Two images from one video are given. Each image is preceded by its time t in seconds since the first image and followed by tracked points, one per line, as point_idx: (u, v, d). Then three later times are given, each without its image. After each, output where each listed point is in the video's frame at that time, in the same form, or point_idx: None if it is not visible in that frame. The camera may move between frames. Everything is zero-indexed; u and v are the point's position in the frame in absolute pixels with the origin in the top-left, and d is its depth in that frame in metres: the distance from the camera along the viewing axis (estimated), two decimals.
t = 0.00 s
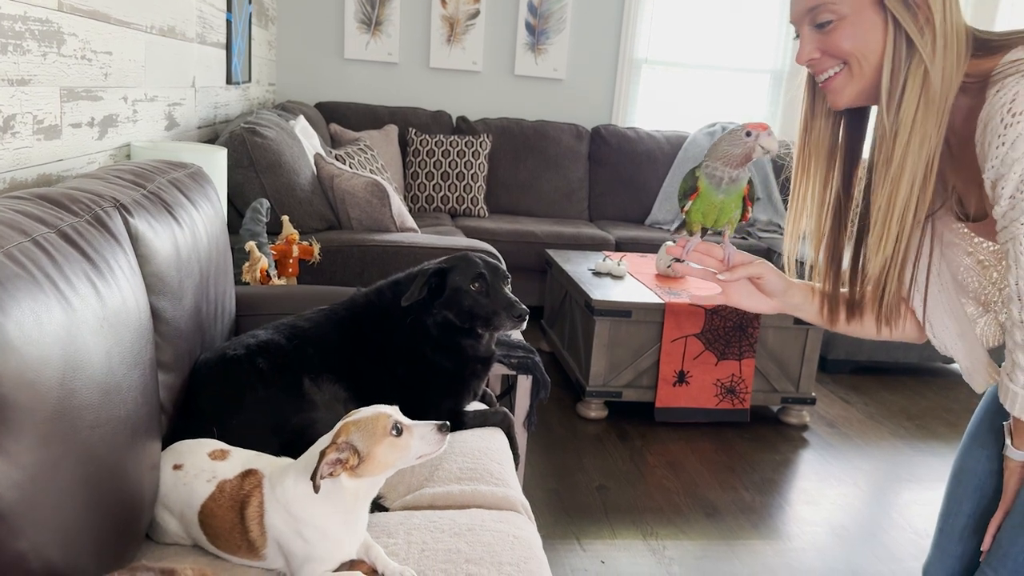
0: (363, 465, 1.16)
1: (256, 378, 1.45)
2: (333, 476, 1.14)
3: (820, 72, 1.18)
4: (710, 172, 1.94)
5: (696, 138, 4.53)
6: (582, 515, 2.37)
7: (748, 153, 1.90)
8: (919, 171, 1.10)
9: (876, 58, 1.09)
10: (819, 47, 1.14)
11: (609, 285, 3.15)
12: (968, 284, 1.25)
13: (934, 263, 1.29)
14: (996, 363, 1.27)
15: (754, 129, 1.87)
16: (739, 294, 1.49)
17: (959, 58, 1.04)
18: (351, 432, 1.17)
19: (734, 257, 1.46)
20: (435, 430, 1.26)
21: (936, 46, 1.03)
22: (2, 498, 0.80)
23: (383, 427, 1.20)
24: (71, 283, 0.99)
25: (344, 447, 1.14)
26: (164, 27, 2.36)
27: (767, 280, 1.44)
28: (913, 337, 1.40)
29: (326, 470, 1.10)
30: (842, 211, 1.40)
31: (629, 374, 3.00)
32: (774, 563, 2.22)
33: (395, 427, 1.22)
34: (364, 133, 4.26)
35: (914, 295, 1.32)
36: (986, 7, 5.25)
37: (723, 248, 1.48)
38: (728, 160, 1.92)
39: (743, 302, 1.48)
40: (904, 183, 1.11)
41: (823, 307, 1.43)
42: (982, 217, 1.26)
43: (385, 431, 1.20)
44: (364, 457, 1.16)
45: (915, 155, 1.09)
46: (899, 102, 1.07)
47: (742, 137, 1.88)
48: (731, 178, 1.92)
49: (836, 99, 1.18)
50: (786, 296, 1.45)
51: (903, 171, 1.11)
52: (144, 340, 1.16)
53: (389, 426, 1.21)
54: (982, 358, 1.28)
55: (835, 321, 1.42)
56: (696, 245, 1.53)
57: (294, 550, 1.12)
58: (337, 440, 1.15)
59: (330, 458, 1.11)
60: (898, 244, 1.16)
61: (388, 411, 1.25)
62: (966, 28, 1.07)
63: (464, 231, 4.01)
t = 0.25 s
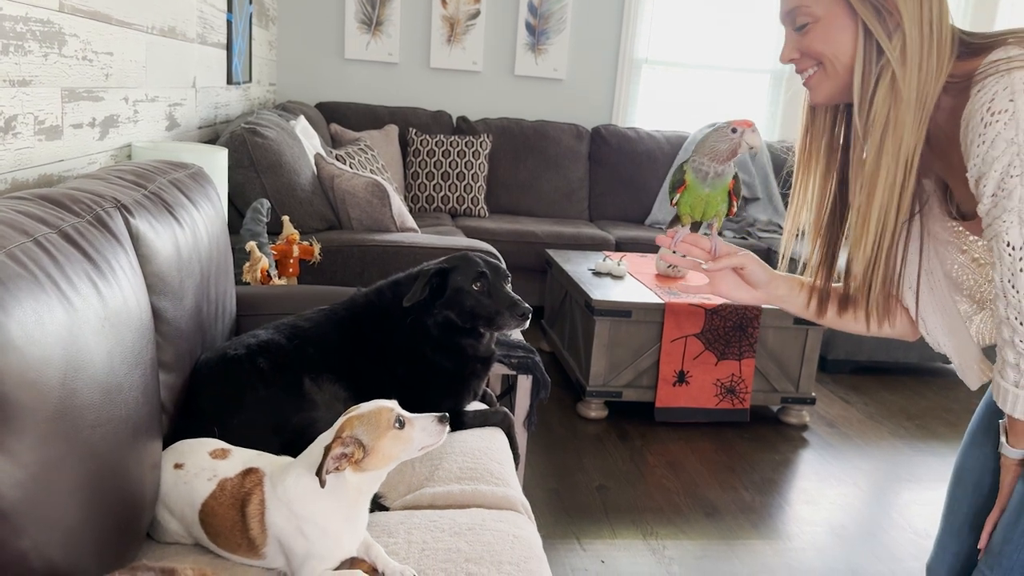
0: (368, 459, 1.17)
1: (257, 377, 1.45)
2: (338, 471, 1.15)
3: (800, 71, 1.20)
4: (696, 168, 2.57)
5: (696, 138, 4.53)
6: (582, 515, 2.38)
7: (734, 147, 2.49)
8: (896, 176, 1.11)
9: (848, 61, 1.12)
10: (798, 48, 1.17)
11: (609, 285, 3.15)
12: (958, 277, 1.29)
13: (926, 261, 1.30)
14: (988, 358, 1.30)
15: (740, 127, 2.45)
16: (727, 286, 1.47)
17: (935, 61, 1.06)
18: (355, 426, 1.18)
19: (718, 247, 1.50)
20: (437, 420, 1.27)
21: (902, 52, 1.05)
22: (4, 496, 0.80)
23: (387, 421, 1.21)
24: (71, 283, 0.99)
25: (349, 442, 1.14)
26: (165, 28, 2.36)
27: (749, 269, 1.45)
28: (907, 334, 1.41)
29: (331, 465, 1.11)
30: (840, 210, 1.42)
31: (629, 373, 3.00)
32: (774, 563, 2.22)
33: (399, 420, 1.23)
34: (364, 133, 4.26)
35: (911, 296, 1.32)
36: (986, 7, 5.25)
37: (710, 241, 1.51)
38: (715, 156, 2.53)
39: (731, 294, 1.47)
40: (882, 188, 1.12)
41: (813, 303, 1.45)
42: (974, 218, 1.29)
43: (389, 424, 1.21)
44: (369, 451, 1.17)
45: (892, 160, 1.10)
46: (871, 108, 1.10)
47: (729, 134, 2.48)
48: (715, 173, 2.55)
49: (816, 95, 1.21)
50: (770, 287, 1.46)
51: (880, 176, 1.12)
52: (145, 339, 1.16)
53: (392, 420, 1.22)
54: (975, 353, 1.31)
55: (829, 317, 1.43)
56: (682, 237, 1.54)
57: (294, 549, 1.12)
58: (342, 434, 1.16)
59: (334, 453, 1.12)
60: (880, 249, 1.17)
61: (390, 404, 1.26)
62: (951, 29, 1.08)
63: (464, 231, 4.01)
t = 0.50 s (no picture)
0: (375, 457, 1.18)
1: (259, 378, 1.46)
2: (346, 471, 1.15)
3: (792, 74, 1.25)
4: (692, 169, 2.58)
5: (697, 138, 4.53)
6: (583, 515, 2.38)
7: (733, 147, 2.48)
8: (869, 176, 1.16)
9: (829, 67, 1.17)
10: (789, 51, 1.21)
11: (611, 285, 3.15)
12: (955, 276, 1.30)
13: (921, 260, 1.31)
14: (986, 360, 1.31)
15: (736, 129, 2.43)
16: (718, 284, 1.55)
17: (919, 67, 1.09)
18: (363, 425, 1.18)
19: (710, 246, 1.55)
20: (441, 419, 1.27)
21: (881, 59, 1.09)
22: (9, 496, 0.81)
23: (393, 421, 1.21)
24: (76, 284, 0.99)
25: (357, 441, 1.15)
26: (166, 28, 2.36)
27: (737, 268, 1.52)
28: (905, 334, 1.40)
29: (340, 464, 1.11)
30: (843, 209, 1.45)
31: (630, 374, 3.01)
32: (775, 563, 2.22)
33: (405, 419, 1.24)
34: (365, 133, 4.27)
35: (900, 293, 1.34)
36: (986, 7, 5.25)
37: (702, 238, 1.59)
38: (711, 158, 2.53)
39: (722, 292, 1.55)
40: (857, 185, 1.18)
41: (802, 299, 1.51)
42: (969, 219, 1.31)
43: (397, 423, 1.22)
44: (377, 449, 1.18)
45: (869, 160, 1.15)
46: (850, 109, 1.15)
47: (725, 135, 2.46)
48: (710, 175, 2.57)
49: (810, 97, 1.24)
50: (758, 284, 1.53)
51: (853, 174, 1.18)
52: (148, 340, 1.16)
53: (399, 419, 1.22)
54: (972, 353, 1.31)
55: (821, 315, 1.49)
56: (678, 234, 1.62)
57: (298, 549, 1.12)
58: (349, 434, 1.17)
59: (343, 452, 1.12)
60: (853, 242, 1.24)
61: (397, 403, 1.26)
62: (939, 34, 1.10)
63: (465, 231, 4.01)
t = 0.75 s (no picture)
0: (382, 456, 1.18)
1: (262, 377, 1.46)
2: (353, 470, 1.15)
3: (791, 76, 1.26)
4: (691, 168, 2.59)
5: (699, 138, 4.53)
6: (585, 515, 2.38)
7: (731, 146, 2.50)
8: (859, 178, 1.16)
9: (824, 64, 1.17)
10: (788, 54, 1.22)
11: (613, 286, 3.15)
12: (956, 275, 1.30)
13: (920, 260, 1.30)
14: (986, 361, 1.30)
15: (736, 129, 2.45)
16: (719, 279, 1.56)
17: (909, 67, 1.08)
18: (368, 424, 1.18)
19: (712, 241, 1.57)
20: (446, 418, 1.27)
21: (871, 61, 1.09)
22: (14, 497, 0.80)
23: (399, 420, 1.21)
24: (80, 285, 0.99)
25: (363, 440, 1.14)
26: (169, 28, 2.36)
27: (734, 263, 1.52)
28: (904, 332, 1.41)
29: (346, 464, 1.11)
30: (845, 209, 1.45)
31: (632, 374, 3.01)
32: (777, 564, 2.22)
33: (410, 418, 1.24)
34: (367, 133, 4.27)
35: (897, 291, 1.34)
36: (988, 7, 5.24)
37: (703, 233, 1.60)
38: (711, 156, 2.55)
39: (723, 287, 1.56)
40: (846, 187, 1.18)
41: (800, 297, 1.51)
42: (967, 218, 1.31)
43: (400, 422, 1.21)
44: (383, 448, 1.17)
45: (860, 161, 1.15)
46: (843, 110, 1.15)
47: (725, 135, 2.48)
48: (709, 173, 2.57)
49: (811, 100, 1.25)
50: (757, 280, 1.53)
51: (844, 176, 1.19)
52: (151, 340, 1.16)
53: (404, 418, 1.22)
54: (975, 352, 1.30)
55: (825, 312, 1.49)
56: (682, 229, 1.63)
57: (302, 549, 1.12)
58: (356, 433, 1.16)
59: (349, 452, 1.12)
60: (843, 243, 1.25)
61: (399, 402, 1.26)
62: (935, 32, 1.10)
63: (466, 231, 4.01)
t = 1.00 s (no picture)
0: (385, 457, 1.18)
1: (266, 379, 1.46)
2: (357, 472, 1.16)
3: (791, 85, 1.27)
4: (697, 168, 2.60)
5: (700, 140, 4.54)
6: (587, 516, 2.38)
7: (737, 148, 2.52)
8: (858, 186, 1.18)
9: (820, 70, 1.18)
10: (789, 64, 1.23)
11: (614, 287, 3.15)
12: (954, 277, 1.30)
13: (923, 263, 1.30)
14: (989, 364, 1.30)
15: (743, 132, 2.48)
16: (721, 277, 1.56)
17: (906, 75, 1.08)
18: (372, 425, 1.18)
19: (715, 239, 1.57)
20: (446, 418, 1.28)
21: (865, 71, 1.10)
22: (19, 499, 0.81)
23: (402, 421, 1.22)
24: (84, 288, 1.00)
25: (367, 441, 1.15)
26: (171, 30, 2.37)
27: (734, 260, 1.52)
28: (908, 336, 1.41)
29: (351, 465, 1.12)
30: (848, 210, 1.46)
31: (634, 375, 3.01)
32: (779, 565, 2.22)
33: (412, 418, 1.25)
34: (368, 135, 4.27)
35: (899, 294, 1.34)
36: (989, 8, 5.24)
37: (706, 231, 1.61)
38: (717, 157, 2.56)
39: (725, 285, 1.56)
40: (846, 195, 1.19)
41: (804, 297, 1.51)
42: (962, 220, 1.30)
43: (403, 423, 1.22)
44: (386, 449, 1.18)
45: (860, 169, 1.16)
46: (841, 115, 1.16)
47: (731, 137, 2.50)
48: (714, 173, 2.58)
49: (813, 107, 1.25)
50: (757, 277, 1.53)
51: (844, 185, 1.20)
52: (156, 343, 1.17)
53: (407, 419, 1.23)
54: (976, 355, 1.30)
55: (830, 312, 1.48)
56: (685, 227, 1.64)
57: (306, 552, 1.12)
58: (359, 434, 1.17)
59: (353, 453, 1.12)
60: (845, 250, 1.25)
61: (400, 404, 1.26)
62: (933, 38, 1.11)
63: (468, 233, 4.01)
